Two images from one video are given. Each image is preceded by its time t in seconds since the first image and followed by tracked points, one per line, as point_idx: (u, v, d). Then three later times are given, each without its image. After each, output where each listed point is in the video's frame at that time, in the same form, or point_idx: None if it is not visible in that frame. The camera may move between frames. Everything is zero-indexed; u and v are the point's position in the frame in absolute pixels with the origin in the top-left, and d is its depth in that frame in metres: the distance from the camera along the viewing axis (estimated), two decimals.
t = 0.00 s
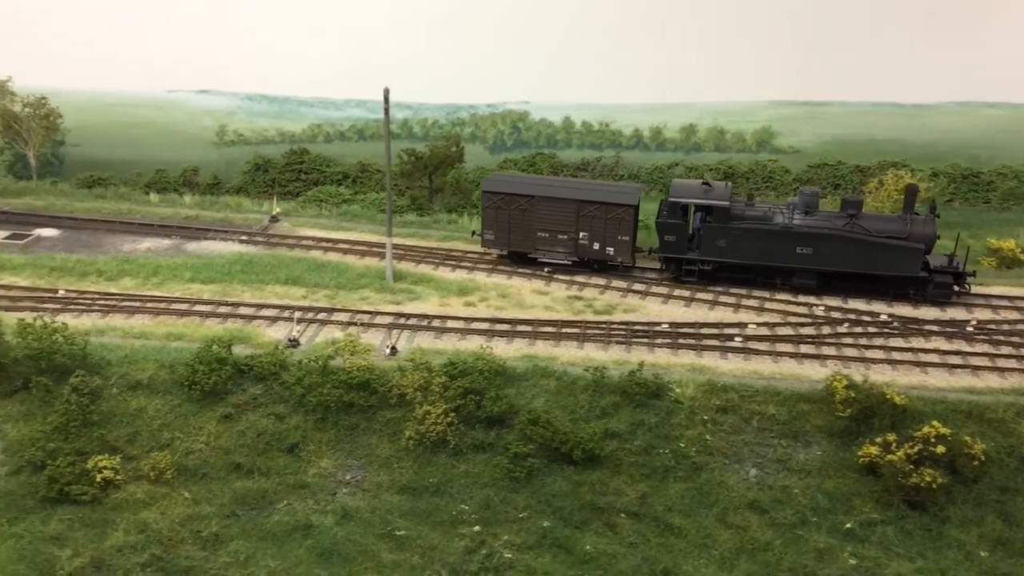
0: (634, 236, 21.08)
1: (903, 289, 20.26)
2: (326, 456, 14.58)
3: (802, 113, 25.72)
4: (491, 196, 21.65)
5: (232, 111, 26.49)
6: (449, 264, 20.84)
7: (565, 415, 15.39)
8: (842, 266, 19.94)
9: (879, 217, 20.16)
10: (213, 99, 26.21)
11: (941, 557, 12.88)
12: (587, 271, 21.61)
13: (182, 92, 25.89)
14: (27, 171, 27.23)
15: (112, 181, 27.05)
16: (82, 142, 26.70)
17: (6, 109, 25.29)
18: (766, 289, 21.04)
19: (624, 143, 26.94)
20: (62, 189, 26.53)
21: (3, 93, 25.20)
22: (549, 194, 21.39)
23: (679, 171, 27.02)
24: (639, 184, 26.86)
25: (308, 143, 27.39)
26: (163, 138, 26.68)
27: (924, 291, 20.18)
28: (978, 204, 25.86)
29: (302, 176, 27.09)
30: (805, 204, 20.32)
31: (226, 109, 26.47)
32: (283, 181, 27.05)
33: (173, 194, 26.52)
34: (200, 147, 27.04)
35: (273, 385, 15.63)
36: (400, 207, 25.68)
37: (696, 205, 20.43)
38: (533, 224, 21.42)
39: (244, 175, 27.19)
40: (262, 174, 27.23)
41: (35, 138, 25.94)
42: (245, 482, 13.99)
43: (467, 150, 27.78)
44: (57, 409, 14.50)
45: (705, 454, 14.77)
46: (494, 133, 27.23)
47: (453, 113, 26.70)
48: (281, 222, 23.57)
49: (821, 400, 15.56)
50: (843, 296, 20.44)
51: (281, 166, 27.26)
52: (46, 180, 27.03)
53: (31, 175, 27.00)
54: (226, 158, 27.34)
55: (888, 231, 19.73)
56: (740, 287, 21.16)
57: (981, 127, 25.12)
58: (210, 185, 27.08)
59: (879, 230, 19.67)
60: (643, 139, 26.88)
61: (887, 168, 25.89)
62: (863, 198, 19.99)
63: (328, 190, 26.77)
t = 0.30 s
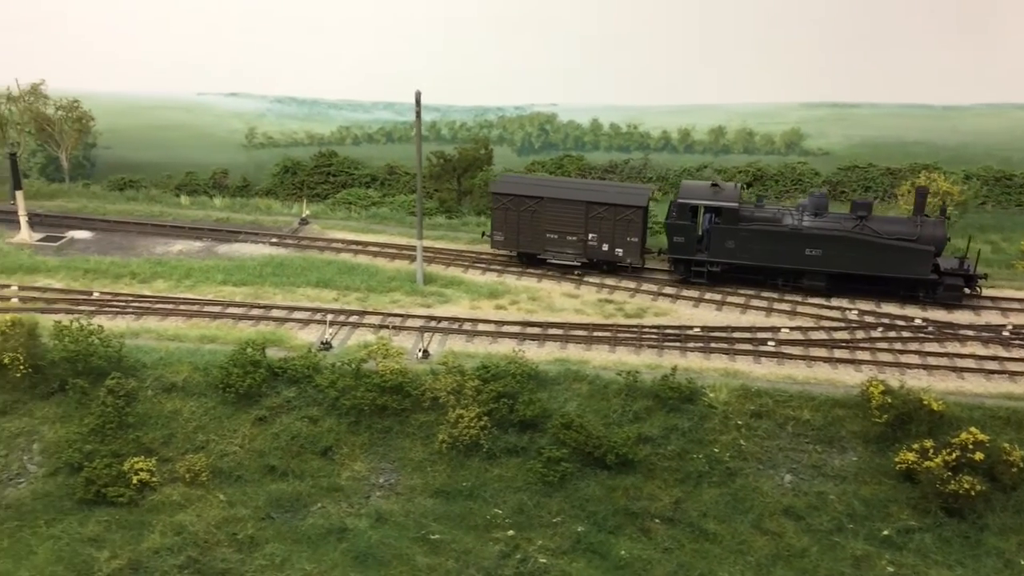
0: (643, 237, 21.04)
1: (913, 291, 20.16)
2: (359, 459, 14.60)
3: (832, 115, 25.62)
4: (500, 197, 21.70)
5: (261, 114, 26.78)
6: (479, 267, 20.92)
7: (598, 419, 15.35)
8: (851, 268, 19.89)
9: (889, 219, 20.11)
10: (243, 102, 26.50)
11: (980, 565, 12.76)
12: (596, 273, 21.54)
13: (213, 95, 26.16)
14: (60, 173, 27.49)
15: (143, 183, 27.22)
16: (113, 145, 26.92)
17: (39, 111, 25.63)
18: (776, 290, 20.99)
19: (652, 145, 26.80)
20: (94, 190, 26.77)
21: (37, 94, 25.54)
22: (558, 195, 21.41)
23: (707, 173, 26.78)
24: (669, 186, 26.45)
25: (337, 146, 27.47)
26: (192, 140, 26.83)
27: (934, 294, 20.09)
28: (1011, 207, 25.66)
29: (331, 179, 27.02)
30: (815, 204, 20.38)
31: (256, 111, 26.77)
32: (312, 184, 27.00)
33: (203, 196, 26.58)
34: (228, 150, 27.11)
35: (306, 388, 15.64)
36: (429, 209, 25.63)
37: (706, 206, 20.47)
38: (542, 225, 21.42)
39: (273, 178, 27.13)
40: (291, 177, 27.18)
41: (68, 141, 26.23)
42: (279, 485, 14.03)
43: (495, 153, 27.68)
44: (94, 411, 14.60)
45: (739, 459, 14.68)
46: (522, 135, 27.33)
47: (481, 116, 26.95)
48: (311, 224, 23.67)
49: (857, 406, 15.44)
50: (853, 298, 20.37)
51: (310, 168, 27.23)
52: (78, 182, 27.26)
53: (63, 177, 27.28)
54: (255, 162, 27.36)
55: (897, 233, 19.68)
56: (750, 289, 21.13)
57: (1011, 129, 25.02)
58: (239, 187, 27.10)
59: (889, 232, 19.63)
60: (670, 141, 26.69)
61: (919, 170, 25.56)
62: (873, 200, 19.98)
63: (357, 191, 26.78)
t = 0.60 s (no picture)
0: (658, 238, 21.14)
1: (929, 293, 20.08)
2: (396, 460, 14.63)
3: (870, 116, 25.34)
4: (515, 197, 21.82)
5: (296, 115, 26.84)
6: (513, 269, 21.09)
7: (635, 423, 15.29)
8: (866, 269, 19.89)
9: (905, 220, 20.07)
10: (278, 104, 26.55)
11: None
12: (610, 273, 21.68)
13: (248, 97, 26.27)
14: (98, 174, 27.88)
15: (179, 184, 27.53)
16: (150, 146, 27.24)
17: (78, 112, 25.97)
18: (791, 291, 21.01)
19: (686, 147, 26.70)
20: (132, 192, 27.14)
21: (76, 96, 25.88)
22: (572, 196, 21.52)
23: (742, 176, 26.54)
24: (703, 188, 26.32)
25: (370, 147, 27.42)
26: (228, 142, 27.05)
27: (947, 296, 20.03)
28: None
29: (364, 181, 27.15)
30: (831, 205, 20.32)
31: (291, 113, 26.83)
32: (346, 184, 27.15)
33: (239, 197, 26.90)
34: (263, 151, 27.28)
35: (344, 390, 15.68)
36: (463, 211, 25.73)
37: (721, 207, 20.51)
38: (557, 226, 21.55)
39: (307, 179, 27.36)
40: (325, 178, 27.36)
41: (107, 142, 26.51)
42: (318, 486, 14.08)
43: (528, 154, 27.62)
44: (135, 410, 14.73)
45: (778, 465, 14.56)
46: (555, 136, 27.29)
47: (514, 117, 26.99)
48: (346, 226, 23.83)
49: (898, 411, 15.27)
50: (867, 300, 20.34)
51: (343, 170, 27.30)
52: (116, 184, 27.61)
53: (101, 178, 27.66)
54: (289, 162, 27.54)
55: (913, 234, 19.64)
56: (765, 290, 21.16)
57: None
58: (274, 188, 27.43)
59: (904, 234, 19.60)
60: (705, 143, 26.64)
61: (959, 173, 25.25)
62: (889, 201, 19.94)
63: (391, 194, 26.93)
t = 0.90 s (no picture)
0: (672, 240, 21.00)
1: (947, 297, 19.87)
2: (433, 464, 14.61)
3: (909, 120, 25.01)
4: (530, 199, 21.89)
5: (332, 118, 27.02)
6: (548, 272, 21.31)
7: (673, 429, 15.18)
8: (883, 274, 19.67)
9: (923, 224, 19.82)
10: (316, 106, 26.78)
11: None
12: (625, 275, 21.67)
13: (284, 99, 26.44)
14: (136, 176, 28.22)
15: (216, 186, 27.74)
16: (187, 149, 27.50)
17: (117, 115, 26.06)
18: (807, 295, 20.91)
19: (722, 150, 26.50)
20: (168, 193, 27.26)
21: (115, 98, 26.06)
22: (586, 198, 21.51)
23: (779, 179, 26.37)
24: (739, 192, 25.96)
25: (405, 150, 27.61)
26: (263, 144, 27.24)
27: (967, 300, 19.74)
28: None
29: (399, 183, 27.27)
30: (847, 209, 20.17)
31: (328, 116, 27.03)
32: (380, 187, 27.19)
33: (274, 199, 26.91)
34: (299, 153, 27.43)
35: (380, 393, 15.69)
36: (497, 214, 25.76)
37: (735, 210, 20.49)
38: (571, 228, 21.57)
39: (342, 182, 27.50)
40: (359, 180, 27.48)
41: (145, 145, 26.48)
42: (354, 489, 14.08)
43: (563, 157, 27.75)
44: (173, 412, 14.82)
45: (819, 474, 14.35)
46: (590, 139, 27.33)
47: (549, 120, 27.00)
48: (381, 228, 23.90)
49: (942, 420, 15.01)
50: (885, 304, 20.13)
51: (377, 172, 27.46)
52: (153, 185, 27.92)
53: (139, 180, 27.95)
54: (325, 164, 27.69)
55: (931, 238, 19.39)
56: (780, 293, 21.10)
57: None
58: (308, 191, 27.50)
59: (922, 238, 19.34)
60: (741, 146, 26.41)
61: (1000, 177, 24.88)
62: (907, 205, 19.75)
63: (426, 197, 26.95)
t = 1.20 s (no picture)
0: (681, 245, 20.99)
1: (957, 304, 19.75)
2: (462, 472, 14.63)
3: (941, 126, 24.94)
4: (539, 203, 21.86)
5: (360, 122, 27.06)
6: (577, 279, 21.39)
7: (704, 439, 15.13)
8: (892, 281, 19.55)
9: (933, 231, 19.66)
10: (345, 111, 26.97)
11: None
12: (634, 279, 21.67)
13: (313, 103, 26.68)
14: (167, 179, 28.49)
15: (246, 190, 27.98)
16: (217, 152, 27.69)
17: (150, 118, 26.55)
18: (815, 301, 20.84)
19: (752, 156, 26.29)
20: (200, 198, 27.71)
21: (148, 103, 26.53)
22: (595, 202, 21.49)
23: (810, 186, 26.11)
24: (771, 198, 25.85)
25: (433, 154, 27.45)
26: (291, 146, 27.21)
27: (978, 308, 19.68)
28: None
29: (427, 188, 27.44)
30: (856, 216, 20.07)
31: (356, 120, 27.05)
32: (408, 192, 27.50)
33: (304, 205, 27.41)
34: (326, 158, 27.36)
35: (409, 399, 15.73)
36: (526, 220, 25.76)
37: (744, 215, 20.38)
38: (580, 232, 21.56)
39: (371, 186, 27.66)
40: (388, 185, 27.72)
41: (178, 149, 27.01)
42: (383, 495, 14.10)
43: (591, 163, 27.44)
44: (205, 416, 14.91)
45: (852, 485, 14.20)
46: (619, 144, 27.05)
47: (577, 125, 26.99)
48: (409, 234, 24.36)
49: (978, 432, 14.83)
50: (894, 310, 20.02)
51: (406, 177, 27.66)
52: (185, 189, 28.19)
53: (171, 184, 28.21)
54: (352, 168, 27.60)
55: (941, 245, 19.24)
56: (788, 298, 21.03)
57: None
58: (337, 195, 27.74)
59: (932, 244, 19.19)
60: (771, 153, 26.21)
61: None
62: (916, 212, 19.58)
63: (454, 202, 27.10)
